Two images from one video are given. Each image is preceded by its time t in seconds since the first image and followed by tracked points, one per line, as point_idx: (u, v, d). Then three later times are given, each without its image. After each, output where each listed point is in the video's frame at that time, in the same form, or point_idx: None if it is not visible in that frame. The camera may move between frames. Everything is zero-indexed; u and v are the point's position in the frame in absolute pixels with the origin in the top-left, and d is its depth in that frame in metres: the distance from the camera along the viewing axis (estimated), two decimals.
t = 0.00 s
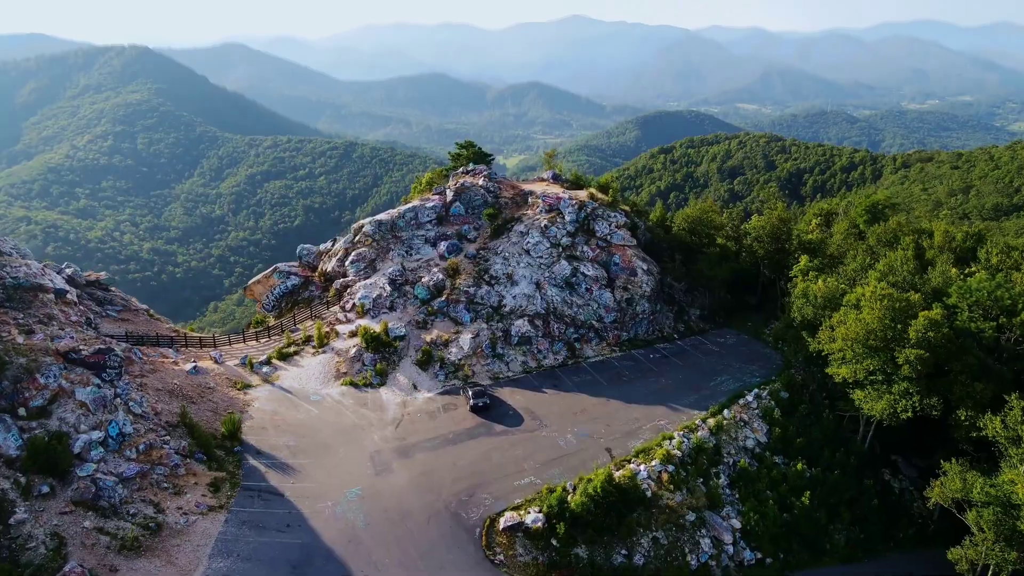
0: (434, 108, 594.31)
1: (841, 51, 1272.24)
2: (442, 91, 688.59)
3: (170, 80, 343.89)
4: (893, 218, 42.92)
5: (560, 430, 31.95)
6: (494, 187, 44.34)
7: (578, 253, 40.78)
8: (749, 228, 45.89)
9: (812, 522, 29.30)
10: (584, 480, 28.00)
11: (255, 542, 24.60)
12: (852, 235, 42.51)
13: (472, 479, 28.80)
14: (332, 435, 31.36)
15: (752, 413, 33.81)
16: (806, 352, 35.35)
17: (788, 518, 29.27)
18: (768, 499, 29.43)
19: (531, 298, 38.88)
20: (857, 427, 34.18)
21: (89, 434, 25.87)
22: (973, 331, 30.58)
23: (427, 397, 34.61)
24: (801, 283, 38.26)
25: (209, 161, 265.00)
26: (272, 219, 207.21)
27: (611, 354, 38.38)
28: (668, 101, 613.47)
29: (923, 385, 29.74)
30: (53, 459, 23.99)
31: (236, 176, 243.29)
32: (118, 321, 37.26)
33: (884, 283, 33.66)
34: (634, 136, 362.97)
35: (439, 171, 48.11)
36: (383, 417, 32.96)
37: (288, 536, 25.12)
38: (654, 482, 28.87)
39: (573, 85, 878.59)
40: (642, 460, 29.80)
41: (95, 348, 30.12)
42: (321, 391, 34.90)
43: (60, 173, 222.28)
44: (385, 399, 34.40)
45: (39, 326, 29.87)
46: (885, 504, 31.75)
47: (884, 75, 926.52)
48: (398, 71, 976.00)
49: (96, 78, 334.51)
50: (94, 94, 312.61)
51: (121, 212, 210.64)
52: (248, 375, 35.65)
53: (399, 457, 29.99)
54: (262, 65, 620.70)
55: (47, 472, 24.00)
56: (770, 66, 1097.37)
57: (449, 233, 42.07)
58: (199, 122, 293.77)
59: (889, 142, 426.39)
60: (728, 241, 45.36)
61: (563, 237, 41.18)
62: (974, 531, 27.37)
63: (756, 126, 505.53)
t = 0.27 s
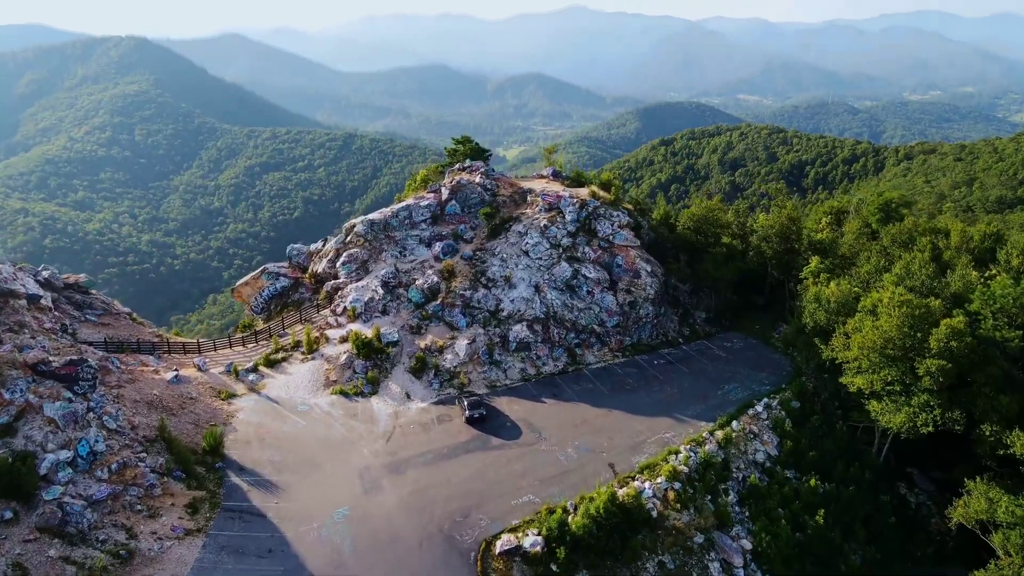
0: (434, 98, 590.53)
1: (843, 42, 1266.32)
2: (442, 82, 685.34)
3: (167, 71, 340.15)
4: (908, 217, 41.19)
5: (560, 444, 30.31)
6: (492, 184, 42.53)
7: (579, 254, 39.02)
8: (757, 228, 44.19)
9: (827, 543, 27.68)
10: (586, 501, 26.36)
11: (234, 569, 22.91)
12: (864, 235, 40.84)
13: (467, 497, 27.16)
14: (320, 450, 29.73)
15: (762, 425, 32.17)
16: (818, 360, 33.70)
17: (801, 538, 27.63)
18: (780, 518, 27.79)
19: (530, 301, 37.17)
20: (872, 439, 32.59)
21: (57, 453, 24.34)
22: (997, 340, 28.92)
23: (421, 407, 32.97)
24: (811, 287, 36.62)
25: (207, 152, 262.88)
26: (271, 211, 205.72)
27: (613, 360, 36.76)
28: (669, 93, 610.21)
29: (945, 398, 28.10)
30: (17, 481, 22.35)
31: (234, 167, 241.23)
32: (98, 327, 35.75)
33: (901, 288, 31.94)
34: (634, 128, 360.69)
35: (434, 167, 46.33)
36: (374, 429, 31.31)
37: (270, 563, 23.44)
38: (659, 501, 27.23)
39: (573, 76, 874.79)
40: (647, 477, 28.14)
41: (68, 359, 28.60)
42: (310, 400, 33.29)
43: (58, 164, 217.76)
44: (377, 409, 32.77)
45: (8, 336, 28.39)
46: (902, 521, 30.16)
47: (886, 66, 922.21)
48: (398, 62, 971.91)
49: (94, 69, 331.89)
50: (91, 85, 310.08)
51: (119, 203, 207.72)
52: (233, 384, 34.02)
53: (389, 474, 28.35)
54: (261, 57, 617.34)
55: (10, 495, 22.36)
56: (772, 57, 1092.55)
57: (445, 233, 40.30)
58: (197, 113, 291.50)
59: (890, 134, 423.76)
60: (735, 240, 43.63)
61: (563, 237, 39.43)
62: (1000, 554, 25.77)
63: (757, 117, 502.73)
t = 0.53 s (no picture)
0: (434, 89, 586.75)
1: (844, 32, 1260.55)
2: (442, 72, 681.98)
3: (165, 62, 336.91)
4: (923, 217, 39.52)
5: (560, 459, 28.66)
6: (489, 182, 40.76)
7: (580, 256, 37.30)
8: (765, 227, 42.44)
9: (842, 566, 26.08)
10: (587, 524, 24.72)
11: None
12: (877, 236, 39.17)
13: (462, 518, 25.50)
14: (307, 466, 28.10)
15: (773, 438, 30.51)
16: (831, 369, 32.04)
17: (815, 562, 26.04)
18: (793, 540, 26.15)
19: (529, 306, 35.49)
20: (888, 452, 30.97)
21: (21, 477, 22.71)
22: None
23: (414, 419, 31.32)
24: (824, 292, 34.95)
25: (206, 143, 260.90)
26: (270, 203, 204.21)
27: (616, 368, 35.13)
28: (670, 84, 607.14)
29: (969, 413, 26.46)
30: None
31: (233, 159, 239.39)
32: (75, 333, 34.09)
33: (921, 295, 30.25)
34: (635, 119, 358.57)
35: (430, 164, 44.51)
36: (364, 443, 29.67)
37: None
38: (666, 523, 25.59)
39: (573, 66, 871.17)
40: (652, 496, 26.49)
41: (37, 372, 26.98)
42: (297, 411, 31.65)
43: (56, 156, 215.21)
44: (368, 421, 31.14)
45: None
46: (921, 541, 28.58)
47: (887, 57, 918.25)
48: (398, 53, 968.17)
49: (92, 59, 329.44)
50: (89, 75, 307.77)
51: (118, 194, 205.42)
52: (217, 394, 32.37)
53: (379, 494, 26.70)
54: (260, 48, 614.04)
55: None
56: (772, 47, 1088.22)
57: (440, 233, 38.57)
58: (195, 104, 289.25)
59: (892, 124, 421.55)
60: (742, 240, 41.91)
61: (564, 238, 37.69)
62: None
63: (757, 108, 500.16)
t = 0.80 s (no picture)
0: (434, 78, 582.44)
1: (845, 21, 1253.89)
2: (442, 61, 677.77)
3: (162, 52, 333.21)
4: (940, 217, 37.80)
5: (561, 477, 27.06)
6: (485, 179, 38.91)
7: (581, 257, 35.56)
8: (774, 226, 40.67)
9: None
10: (589, 551, 23.11)
11: None
12: (891, 237, 37.55)
13: (455, 543, 23.88)
14: (292, 485, 26.49)
15: (785, 452, 28.90)
16: (847, 380, 30.36)
17: None
18: (808, 566, 24.57)
19: (528, 311, 33.77)
20: (906, 466, 29.38)
21: None
22: None
23: (406, 432, 29.72)
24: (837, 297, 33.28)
25: (204, 133, 258.45)
26: (269, 194, 202.76)
27: (619, 376, 33.53)
28: (671, 73, 603.28)
29: (997, 431, 24.83)
30: None
31: (232, 149, 237.14)
32: (50, 340, 32.46)
33: (943, 302, 28.49)
34: (636, 108, 355.92)
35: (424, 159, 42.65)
36: (353, 459, 28.08)
37: None
38: (673, 548, 24.00)
39: (574, 56, 866.90)
40: (658, 518, 24.88)
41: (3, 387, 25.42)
42: (284, 423, 30.03)
43: (54, 147, 212.35)
44: (358, 434, 29.54)
45: None
46: (942, 562, 26.99)
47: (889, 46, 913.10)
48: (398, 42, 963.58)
49: (89, 48, 326.38)
50: (87, 65, 304.92)
51: (116, 185, 203.05)
52: (199, 405, 30.75)
53: (368, 515, 25.11)
54: (260, 38, 610.40)
55: None
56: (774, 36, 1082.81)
57: (434, 234, 36.82)
58: (194, 95, 286.68)
59: (894, 114, 418.48)
60: (750, 240, 40.19)
61: (564, 239, 35.92)
62: None
63: (759, 98, 497.26)
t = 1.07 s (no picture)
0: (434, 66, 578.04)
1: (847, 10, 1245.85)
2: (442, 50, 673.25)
3: (160, 40, 329.63)
4: (959, 217, 36.06)
5: (561, 497, 25.44)
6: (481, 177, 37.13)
7: (583, 260, 33.83)
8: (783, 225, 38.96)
9: None
10: None
11: None
12: (908, 237, 35.86)
13: (448, 571, 22.28)
14: (275, 506, 24.90)
15: (799, 469, 27.29)
16: (864, 392, 28.73)
17: None
18: None
19: (526, 317, 32.09)
20: (926, 483, 27.78)
21: None
22: None
23: (398, 446, 28.14)
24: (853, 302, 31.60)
25: (202, 123, 256.01)
26: (268, 184, 201.24)
27: (621, 385, 31.94)
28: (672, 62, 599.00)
29: None
30: None
31: (230, 139, 234.95)
32: (23, 347, 30.83)
33: (968, 311, 26.79)
34: (637, 98, 352.94)
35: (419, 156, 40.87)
36: (341, 477, 26.47)
37: None
38: None
39: (574, 45, 861.63)
40: (666, 543, 23.25)
41: None
42: (269, 437, 28.44)
43: (52, 136, 210.01)
44: (347, 449, 27.95)
45: None
46: None
47: (892, 34, 906.99)
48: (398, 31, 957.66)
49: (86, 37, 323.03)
50: (84, 54, 302.03)
51: (114, 174, 200.89)
52: (180, 418, 29.17)
53: (355, 540, 23.51)
54: (259, 27, 605.90)
55: None
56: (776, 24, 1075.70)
57: (428, 234, 35.13)
58: (192, 84, 284.03)
59: (896, 103, 415.09)
60: (759, 240, 38.48)
61: (565, 240, 34.19)
62: None
63: (760, 87, 493.65)
